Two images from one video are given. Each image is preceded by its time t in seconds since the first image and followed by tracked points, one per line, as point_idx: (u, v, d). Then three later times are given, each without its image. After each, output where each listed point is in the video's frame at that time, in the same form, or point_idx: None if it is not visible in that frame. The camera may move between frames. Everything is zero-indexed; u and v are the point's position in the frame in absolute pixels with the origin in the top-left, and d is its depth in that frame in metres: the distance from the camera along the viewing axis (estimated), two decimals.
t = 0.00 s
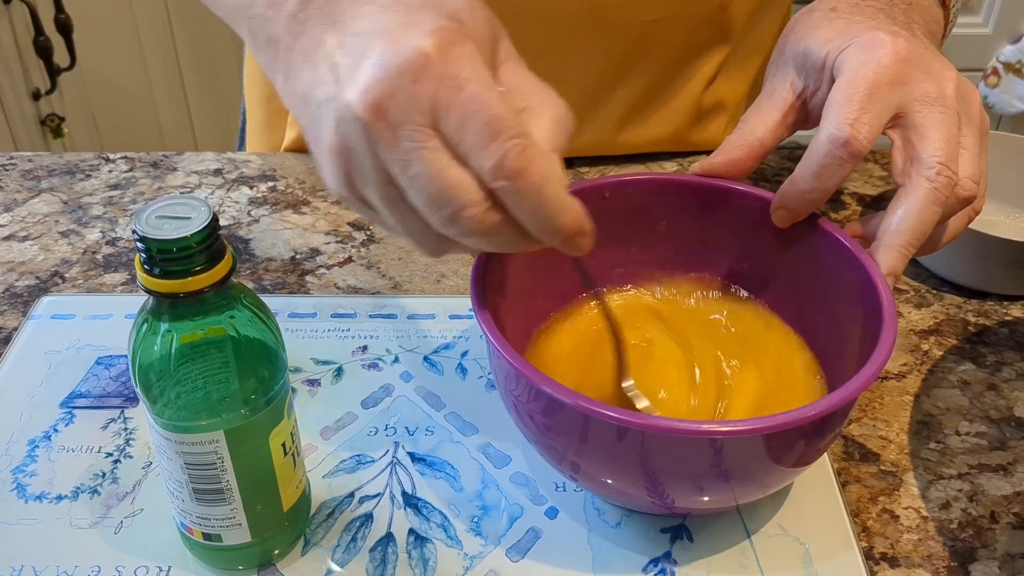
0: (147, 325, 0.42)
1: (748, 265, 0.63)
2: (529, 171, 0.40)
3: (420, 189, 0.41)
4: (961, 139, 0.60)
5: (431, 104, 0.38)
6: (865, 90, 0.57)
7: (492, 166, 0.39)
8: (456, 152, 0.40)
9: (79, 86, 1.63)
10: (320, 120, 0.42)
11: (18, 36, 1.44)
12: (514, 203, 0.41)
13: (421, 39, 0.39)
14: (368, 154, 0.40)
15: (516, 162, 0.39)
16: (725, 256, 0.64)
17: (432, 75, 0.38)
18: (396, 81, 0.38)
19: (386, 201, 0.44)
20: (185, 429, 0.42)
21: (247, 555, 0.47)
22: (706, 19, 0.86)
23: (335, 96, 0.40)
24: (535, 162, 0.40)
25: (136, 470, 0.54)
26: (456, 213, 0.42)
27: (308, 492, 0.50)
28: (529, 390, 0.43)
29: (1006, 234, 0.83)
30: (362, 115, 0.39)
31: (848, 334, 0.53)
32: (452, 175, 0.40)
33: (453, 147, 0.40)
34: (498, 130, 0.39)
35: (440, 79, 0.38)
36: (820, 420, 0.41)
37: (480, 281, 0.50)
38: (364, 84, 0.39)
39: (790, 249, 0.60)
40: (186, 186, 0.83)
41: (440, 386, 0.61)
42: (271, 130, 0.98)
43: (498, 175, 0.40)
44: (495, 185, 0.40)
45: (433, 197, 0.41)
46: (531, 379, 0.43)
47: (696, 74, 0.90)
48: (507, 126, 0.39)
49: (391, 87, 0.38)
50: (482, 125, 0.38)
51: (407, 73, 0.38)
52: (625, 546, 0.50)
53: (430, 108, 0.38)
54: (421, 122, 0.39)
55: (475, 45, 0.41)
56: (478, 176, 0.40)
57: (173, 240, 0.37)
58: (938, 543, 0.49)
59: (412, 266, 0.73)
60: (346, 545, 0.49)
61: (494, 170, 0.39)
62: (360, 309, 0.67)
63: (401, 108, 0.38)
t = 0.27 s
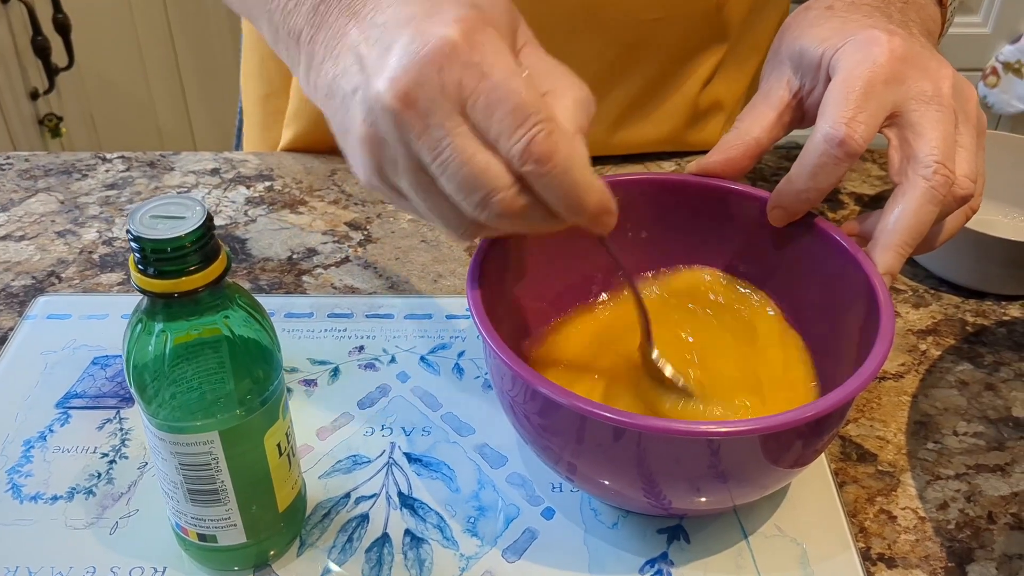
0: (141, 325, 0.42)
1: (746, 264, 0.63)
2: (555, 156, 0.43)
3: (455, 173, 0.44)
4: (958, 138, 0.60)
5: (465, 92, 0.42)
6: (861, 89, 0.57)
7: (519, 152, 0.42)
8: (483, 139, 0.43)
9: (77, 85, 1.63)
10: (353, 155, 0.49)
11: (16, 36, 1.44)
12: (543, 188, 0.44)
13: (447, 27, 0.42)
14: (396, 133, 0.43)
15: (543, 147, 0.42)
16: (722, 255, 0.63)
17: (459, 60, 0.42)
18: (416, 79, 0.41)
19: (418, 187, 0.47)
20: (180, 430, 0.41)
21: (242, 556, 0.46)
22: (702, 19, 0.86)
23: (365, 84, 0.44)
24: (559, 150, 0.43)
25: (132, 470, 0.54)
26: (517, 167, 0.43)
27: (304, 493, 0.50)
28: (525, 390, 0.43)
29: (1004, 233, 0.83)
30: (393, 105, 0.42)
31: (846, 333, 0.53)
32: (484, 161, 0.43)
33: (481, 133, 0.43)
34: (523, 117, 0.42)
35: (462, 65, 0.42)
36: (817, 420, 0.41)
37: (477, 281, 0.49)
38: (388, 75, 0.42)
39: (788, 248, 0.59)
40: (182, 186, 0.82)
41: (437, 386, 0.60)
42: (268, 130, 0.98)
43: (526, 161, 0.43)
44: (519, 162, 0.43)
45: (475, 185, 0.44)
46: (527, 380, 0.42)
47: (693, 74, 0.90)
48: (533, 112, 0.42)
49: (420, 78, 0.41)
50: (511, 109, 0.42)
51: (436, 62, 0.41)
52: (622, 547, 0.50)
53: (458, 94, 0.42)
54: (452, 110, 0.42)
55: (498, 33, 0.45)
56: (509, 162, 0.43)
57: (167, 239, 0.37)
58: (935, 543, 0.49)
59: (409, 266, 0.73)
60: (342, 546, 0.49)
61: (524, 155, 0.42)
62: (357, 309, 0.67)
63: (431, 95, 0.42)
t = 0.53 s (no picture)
0: (137, 325, 0.42)
1: (744, 264, 0.63)
2: (578, 45, 0.46)
3: (419, 88, 0.48)
4: (958, 137, 0.60)
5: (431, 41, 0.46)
6: (861, 88, 0.57)
7: (546, 36, 0.45)
8: (505, 31, 0.45)
9: (75, 85, 1.63)
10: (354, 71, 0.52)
11: (15, 37, 1.44)
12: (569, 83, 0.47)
13: None
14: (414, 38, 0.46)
15: (567, 32, 0.45)
16: (722, 255, 0.63)
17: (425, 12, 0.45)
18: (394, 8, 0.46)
19: (432, 104, 0.49)
20: (175, 430, 0.41)
21: (238, 557, 0.46)
22: (705, 18, 0.86)
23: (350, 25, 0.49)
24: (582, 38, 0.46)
25: (128, 471, 0.54)
26: (496, 104, 0.46)
27: (301, 493, 0.50)
28: (523, 390, 0.43)
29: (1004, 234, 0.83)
30: None
31: (845, 333, 0.53)
32: (444, 98, 0.48)
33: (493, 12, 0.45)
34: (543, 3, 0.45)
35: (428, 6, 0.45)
36: (815, 420, 0.41)
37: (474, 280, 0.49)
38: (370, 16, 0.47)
39: (786, 248, 0.59)
40: (180, 186, 0.82)
41: (434, 386, 0.60)
42: (266, 130, 0.98)
43: (551, 47, 0.45)
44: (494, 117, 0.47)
45: (445, 115, 0.49)
46: (525, 379, 0.42)
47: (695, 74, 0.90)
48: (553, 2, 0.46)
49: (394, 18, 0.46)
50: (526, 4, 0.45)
51: None
52: (621, 548, 0.49)
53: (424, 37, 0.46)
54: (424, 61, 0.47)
55: None
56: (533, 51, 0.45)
57: (162, 239, 0.37)
58: (934, 544, 0.49)
59: (407, 266, 0.72)
60: (338, 546, 0.49)
61: (477, 87, 0.46)
62: (354, 309, 0.67)
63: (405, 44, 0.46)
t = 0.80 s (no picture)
0: (135, 323, 0.42)
1: (745, 262, 0.62)
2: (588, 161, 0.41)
3: (440, 165, 0.38)
4: (961, 134, 0.60)
5: (480, 88, 0.37)
6: (864, 86, 0.57)
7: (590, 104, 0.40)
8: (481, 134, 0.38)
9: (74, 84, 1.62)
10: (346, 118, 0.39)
11: (13, 36, 1.44)
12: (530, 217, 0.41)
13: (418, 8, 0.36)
14: (442, 88, 0.36)
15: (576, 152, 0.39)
16: (723, 253, 0.63)
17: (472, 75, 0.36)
18: (419, 54, 0.36)
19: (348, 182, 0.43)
20: (174, 429, 0.41)
21: (236, 556, 0.46)
22: (702, 16, 0.86)
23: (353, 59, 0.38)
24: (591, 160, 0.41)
25: (127, 470, 0.53)
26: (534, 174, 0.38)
27: (299, 492, 0.50)
28: (525, 389, 0.43)
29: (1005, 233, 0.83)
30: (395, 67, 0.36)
31: (848, 332, 0.53)
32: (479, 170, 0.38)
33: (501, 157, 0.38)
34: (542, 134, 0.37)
35: (463, 55, 0.36)
36: (819, 420, 0.41)
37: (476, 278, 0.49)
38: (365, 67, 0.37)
39: (787, 246, 0.59)
40: (179, 185, 0.82)
41: (434, 385, 0.60)
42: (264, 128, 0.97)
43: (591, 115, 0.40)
44: (527, 188, 0.39)
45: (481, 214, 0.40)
46: (526, 378, 0.42)
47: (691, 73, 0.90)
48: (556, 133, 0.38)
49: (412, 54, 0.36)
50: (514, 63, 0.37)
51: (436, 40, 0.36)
52: (621, 546, 0.49)
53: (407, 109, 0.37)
54: (463, 111, 0.37)
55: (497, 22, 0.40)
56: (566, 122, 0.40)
57: (161, 236, 0.37)
58: (935, 543, 0.49)
59: (406, 265, 0.72)
60: (338, 546, 0.49)
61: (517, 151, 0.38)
62: (353, 308, 0.67)
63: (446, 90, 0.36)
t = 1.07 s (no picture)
0: (138, 325, 0.42)
1: (745, 260, 0.62)
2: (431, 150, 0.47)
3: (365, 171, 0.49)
4: (961, 135, 0.60)
5: (342, 122, 0.45)
6: (865, 86, 0.57)
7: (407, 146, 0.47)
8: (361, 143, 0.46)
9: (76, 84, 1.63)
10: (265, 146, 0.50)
11: (15, 37, 1.44)
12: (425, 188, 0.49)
13: (313, 40, 0.43)
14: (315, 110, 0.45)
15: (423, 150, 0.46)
16: (724, 253, 0.63)
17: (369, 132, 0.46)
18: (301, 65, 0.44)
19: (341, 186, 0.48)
20: (176, 430, 0.41)
21: (239, 557, 0.46)
22: (705, 19, 0.86)
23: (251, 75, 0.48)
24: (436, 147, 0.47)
25: (129, 471, 0.53)
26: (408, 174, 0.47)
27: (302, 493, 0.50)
28: (526, 389, 0.43)
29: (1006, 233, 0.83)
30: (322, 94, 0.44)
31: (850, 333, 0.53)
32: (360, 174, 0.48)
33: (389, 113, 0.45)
34: (403, 128, 0.45)
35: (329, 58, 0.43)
36: (820, 421, 0.41)
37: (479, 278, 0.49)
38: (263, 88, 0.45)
39: (788, 246, 0.59)
40: (180, 185, 0.82)
41: (435, 385, 0.60)
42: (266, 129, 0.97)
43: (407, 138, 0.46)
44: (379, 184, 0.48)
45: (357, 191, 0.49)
46: (528, 378, 0.42)
47: (695, 75, 0.90)
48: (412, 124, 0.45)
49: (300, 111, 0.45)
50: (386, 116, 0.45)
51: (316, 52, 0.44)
52: (623, 547, 0.49)
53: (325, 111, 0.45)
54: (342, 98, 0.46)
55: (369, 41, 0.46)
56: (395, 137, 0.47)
57: (164, 238, 0.37)
58: (937, 544, 0.49)
59: (408, 266, 0.72)
60: (340, 546, 0.49)
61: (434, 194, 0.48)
62: (355, 309, 0.67)
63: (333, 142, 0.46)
